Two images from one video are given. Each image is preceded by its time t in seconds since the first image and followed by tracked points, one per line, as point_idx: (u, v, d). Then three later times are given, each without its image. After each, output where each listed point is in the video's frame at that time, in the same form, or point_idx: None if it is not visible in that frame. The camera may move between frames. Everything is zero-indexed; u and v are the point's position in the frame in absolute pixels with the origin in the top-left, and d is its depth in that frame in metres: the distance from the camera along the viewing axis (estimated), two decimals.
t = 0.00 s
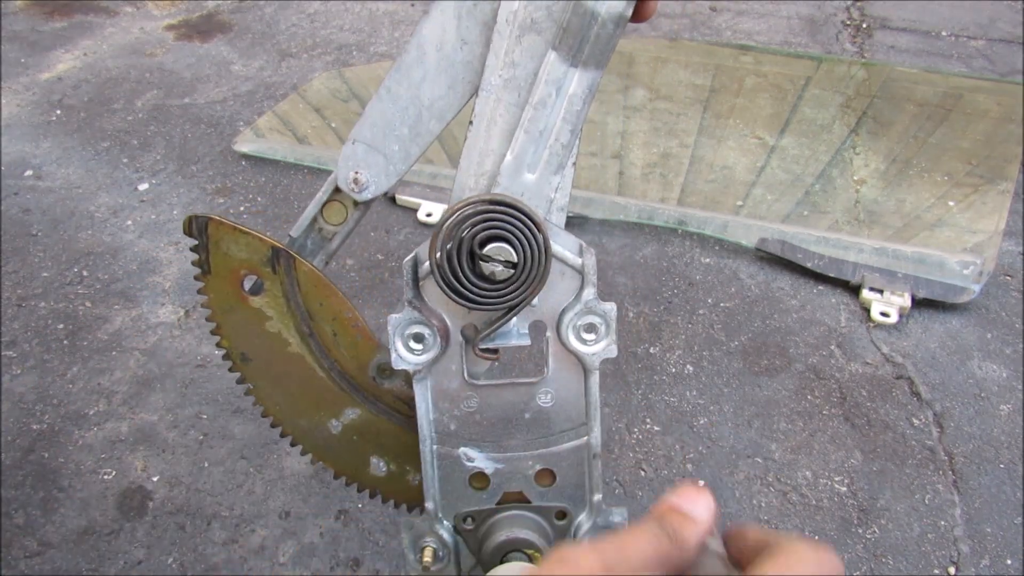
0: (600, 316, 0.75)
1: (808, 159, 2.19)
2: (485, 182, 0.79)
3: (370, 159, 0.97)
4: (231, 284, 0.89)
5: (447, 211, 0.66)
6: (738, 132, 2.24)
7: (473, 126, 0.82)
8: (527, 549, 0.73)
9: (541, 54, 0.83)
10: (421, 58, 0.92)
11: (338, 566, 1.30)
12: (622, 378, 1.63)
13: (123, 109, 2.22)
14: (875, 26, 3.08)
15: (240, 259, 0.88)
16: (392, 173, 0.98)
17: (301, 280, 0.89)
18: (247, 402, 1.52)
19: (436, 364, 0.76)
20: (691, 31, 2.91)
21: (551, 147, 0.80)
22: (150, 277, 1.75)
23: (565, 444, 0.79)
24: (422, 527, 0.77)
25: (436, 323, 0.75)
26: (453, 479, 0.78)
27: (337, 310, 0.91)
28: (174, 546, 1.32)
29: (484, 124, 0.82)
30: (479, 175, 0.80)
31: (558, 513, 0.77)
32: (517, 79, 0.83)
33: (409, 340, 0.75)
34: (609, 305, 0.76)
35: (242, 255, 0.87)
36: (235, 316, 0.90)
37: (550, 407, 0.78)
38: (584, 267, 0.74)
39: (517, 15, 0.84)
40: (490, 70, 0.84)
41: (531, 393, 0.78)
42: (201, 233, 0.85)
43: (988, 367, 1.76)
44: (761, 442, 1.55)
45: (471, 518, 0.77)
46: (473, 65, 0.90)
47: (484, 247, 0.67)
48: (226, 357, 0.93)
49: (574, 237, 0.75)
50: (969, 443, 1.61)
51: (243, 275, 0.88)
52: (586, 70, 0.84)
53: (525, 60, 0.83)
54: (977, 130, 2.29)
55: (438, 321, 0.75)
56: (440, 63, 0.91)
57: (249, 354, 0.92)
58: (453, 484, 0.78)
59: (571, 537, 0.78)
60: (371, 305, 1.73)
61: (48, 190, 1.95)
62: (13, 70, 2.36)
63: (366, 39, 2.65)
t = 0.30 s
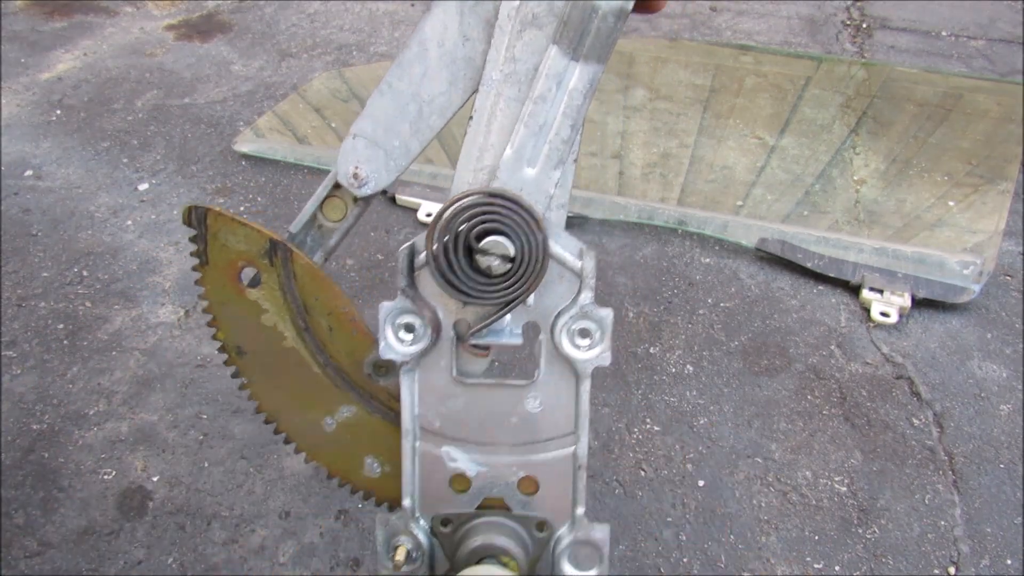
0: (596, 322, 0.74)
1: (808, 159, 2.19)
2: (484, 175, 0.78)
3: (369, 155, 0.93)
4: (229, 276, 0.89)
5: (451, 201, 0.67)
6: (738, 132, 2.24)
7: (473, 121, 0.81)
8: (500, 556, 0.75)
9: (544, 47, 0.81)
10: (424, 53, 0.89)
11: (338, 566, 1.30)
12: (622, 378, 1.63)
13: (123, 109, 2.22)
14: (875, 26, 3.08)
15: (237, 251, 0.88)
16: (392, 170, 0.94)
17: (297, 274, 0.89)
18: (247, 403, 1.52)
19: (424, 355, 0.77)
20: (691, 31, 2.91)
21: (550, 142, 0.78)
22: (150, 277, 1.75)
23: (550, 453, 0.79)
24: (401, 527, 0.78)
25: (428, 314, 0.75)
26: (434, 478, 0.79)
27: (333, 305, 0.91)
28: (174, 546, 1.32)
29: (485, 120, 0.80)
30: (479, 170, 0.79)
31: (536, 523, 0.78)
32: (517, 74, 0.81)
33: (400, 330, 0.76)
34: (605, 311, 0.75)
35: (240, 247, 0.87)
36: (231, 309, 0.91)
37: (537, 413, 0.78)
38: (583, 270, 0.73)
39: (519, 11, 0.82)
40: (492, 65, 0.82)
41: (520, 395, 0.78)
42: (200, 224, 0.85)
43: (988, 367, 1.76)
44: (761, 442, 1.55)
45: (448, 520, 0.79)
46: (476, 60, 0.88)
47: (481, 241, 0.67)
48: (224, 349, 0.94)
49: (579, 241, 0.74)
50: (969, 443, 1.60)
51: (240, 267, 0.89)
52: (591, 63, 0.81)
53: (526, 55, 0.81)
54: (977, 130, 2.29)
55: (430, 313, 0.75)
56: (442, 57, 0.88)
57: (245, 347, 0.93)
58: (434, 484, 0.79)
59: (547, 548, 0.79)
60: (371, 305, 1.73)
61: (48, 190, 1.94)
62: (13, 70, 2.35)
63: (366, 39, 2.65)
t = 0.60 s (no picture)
0: (673, 275, 0.77)
1: (808, 159, 2.19)
2: (560, 145, 0.79)
3: (442, 139, 0.89)
4: (321, 266, 0.82)
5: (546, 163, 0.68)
6: (738, 132, 2.24)
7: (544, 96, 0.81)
8: (593, 502, 0.73)
9: (607, 16, 0.80)
10: (490, 30, 0.85)
11: (338, 566, 1.30)
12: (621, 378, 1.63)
13: (123, 109, 2.22)
14: (875, 26, 3.08)
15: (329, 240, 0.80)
16: (469, 150, 0.91)
17: (391, 256, 0.81)
18: (247, 402, 1.52)
19: (514, 317, 0.77)
20: (691, 31, 2.91)
21: (624, 105, 0.78)
22: (150, 277, 1.75)
23: (629, 401, 0.80)
24: (486, 479, 0.78)
25: (518, 276, 0.75)
26: (521, 433, 0.79)
27: (428, 282, 0.83)
28: (174, 546, 1.32)
29: (556, 93, 0.80)
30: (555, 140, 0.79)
31: (619, 471, 0.78)
32: (584, 44, 0.80)
33: (491, 292, 0.76)
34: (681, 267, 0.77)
35: (332, 236, 0.80)
36: (329, 301, 0.84)
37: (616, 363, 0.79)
38: (661, 230, 0.76)
39: None
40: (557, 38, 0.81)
41: (600, 347, 0.79)
42: (291, 219, 0.79)
43: (988, 367, 1.76)
44: (761, 442, 1.55)
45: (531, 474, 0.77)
46: (541, 35, 0.84)
47: (571, 205, 0.68)
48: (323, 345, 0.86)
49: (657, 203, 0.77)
50: (969, 443, 1.61)
51: (334, 256, 0.81)
52: (655, 27, 0.80)
53: (592, 25, 0.80)
54: (977, 129, 2.29)
55: (520, 275, 0.75)
56: (507, 35, 0.85)
57: (345, 336, 0.85)
58: (521, 439, 0.79)
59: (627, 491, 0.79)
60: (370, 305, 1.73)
61: (48, 190, 1.94)
62: (12, 70, 2.35)
63: (366, 39, 2.65)
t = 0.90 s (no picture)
0: (636, 314, 0.73)
1: (808, 159, 2.19)
2: (543, 165, 0.74)
3: (431, 145, 0.93)
4: (298, 261, 0.92)
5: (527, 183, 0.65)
6: (738, 132, 2.24)
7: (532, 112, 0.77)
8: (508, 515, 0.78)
9: (604, 39, 0.77)
10: (485, 44, 0.86)
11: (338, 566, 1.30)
12: (621, 378, 1.63)
13: (123, 109, 2.22)
14: (875, 26, 3.08)
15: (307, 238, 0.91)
16: (454, 159, 0.93)
17: (362, 258, 0.90)
18: (247, 403, 1.52)
19: (471, 323, 0.76)
20: (691, 31, 2.91)
21: (611, 132, 0.74)
22: (150, 277, 1.75)
23: (568, 426, 0.79)
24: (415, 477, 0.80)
25: (480, 286, 0.74)
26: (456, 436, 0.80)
27: (397, 287, 0.91)
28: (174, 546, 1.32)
29: (543, 110, 0.76)
30: (539, 159, 0.75)
31: (541, 487, 0.80)
32: (577, 66, 0.77)
33: (452, 298, 0.75)
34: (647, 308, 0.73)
35: (309, 234, 0.90)
36: (301, 292, 0.95)
37: (563, 388, 0.78)
38: (632, 268, 0.72)
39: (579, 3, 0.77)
40: (551, 56, 0.78)
41: (546, 368, 0.78)
42: (270, 213, 0.89)
43: (988, 367, 1.76)
44: (761, 442, 1.55)
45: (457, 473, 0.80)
46: (536, 50, 0.84)
47: (544, 229, 0.66)
48: (293, 331, 0.99)
49: (633, 239, 0.72)
50: (969, 443, 1.61)
51: (310, 253, 0.92)
52: (651, 56, 0.77)
53: (587, 46, 0.77)
54: (977, 130, 2.29)
55: (482, 285, 0.74)
56: (503, 49, 0.85)
57: (320, 326, 0.97)
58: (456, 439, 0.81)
59: (547, 512, 0.80)
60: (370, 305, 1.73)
61: (48, 190, 1.94)
62: (13, 70, 2.35)
63: (366, 39, 2.65)
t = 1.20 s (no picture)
0: (650, 319, 0.75)
1: (809, 159, 2.19)
2: (553, 162, 0.76)
3: (436, 143, 0.92)
4: (301, 270, 0.91)
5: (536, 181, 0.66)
6: (738, 132, 2.24)
7: (541, 108, 0.79)
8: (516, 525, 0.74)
9: (610, 33, 0.78)
10: (489, 41, 0.86)
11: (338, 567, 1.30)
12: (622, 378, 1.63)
13: (123, 109, 2.22)
14: (875, 26, 3.08)
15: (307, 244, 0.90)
16: (459, 159, 0.93)
17: (369, 267, 0.89)
18: (247, 403, 1.51)
19: (480, 325, 0.77)
20: (691, 31, 2.90)
21: (621, 125, 0.75)
22: (150, 277, 1.75)
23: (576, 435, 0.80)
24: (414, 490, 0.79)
25: (490, 286, 0.74)
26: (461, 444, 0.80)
27: (405, 294, 0.91)
28: (173, 546, 1.32)
29: (551, 106, 0.78)
30: (548, 156, 0.76)
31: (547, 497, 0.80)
32: (585, 61, 0.78)
33: (460, 296, 0.75)
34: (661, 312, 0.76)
35: (311, 240, 0.89)
36: (302, 299, 0.93)
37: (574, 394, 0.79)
38: (648, 269, 0.75)
39: None
40: (558, 52, 0.79)
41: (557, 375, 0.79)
42: (271, 219, 0.87)
43: (989, 367, 1.76)
44: (761, 442, 1.55)
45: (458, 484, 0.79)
46: (541, 47, 0.85)
47: (557, 226, 0.67)
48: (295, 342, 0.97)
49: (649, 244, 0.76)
50: (969, 443, 1.60)
51: (312, 260, 0.90)
52: (659, 46, 0.77)
53: (593, 40, 0.78)
54: (977, 130, 2.29)
55: (492, 285, 0.75)
56: (508, 46, 0.86)
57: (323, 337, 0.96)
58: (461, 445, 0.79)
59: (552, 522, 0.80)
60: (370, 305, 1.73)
61: (48, 190, 1.94)
62: (13, 70, 2.34)
63: (366, 39, 2.65)
